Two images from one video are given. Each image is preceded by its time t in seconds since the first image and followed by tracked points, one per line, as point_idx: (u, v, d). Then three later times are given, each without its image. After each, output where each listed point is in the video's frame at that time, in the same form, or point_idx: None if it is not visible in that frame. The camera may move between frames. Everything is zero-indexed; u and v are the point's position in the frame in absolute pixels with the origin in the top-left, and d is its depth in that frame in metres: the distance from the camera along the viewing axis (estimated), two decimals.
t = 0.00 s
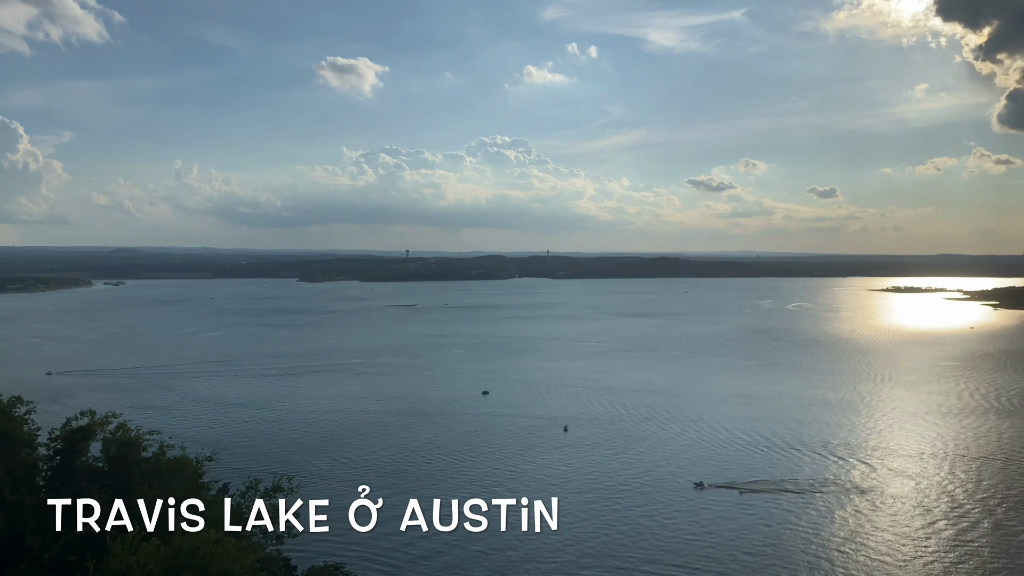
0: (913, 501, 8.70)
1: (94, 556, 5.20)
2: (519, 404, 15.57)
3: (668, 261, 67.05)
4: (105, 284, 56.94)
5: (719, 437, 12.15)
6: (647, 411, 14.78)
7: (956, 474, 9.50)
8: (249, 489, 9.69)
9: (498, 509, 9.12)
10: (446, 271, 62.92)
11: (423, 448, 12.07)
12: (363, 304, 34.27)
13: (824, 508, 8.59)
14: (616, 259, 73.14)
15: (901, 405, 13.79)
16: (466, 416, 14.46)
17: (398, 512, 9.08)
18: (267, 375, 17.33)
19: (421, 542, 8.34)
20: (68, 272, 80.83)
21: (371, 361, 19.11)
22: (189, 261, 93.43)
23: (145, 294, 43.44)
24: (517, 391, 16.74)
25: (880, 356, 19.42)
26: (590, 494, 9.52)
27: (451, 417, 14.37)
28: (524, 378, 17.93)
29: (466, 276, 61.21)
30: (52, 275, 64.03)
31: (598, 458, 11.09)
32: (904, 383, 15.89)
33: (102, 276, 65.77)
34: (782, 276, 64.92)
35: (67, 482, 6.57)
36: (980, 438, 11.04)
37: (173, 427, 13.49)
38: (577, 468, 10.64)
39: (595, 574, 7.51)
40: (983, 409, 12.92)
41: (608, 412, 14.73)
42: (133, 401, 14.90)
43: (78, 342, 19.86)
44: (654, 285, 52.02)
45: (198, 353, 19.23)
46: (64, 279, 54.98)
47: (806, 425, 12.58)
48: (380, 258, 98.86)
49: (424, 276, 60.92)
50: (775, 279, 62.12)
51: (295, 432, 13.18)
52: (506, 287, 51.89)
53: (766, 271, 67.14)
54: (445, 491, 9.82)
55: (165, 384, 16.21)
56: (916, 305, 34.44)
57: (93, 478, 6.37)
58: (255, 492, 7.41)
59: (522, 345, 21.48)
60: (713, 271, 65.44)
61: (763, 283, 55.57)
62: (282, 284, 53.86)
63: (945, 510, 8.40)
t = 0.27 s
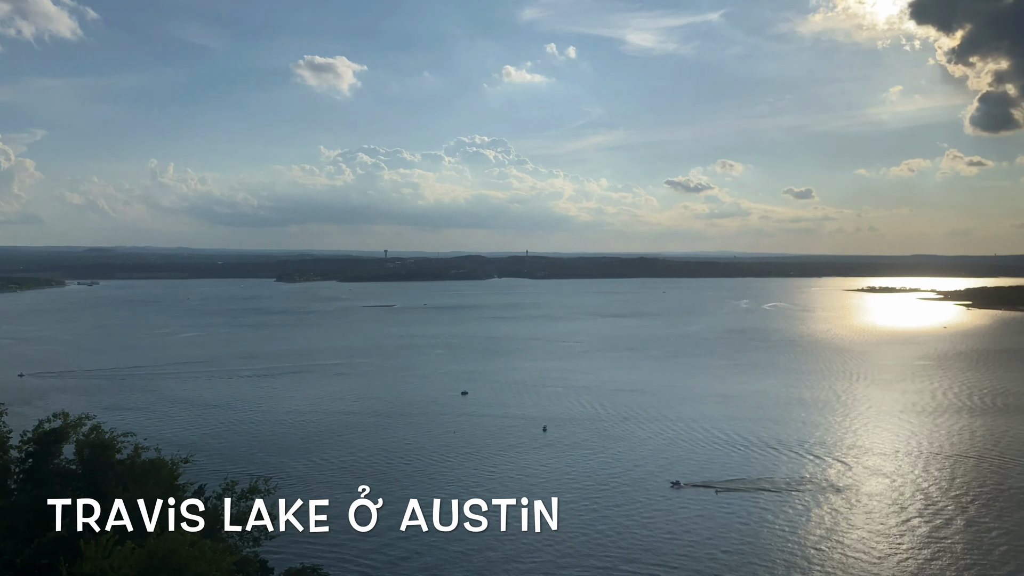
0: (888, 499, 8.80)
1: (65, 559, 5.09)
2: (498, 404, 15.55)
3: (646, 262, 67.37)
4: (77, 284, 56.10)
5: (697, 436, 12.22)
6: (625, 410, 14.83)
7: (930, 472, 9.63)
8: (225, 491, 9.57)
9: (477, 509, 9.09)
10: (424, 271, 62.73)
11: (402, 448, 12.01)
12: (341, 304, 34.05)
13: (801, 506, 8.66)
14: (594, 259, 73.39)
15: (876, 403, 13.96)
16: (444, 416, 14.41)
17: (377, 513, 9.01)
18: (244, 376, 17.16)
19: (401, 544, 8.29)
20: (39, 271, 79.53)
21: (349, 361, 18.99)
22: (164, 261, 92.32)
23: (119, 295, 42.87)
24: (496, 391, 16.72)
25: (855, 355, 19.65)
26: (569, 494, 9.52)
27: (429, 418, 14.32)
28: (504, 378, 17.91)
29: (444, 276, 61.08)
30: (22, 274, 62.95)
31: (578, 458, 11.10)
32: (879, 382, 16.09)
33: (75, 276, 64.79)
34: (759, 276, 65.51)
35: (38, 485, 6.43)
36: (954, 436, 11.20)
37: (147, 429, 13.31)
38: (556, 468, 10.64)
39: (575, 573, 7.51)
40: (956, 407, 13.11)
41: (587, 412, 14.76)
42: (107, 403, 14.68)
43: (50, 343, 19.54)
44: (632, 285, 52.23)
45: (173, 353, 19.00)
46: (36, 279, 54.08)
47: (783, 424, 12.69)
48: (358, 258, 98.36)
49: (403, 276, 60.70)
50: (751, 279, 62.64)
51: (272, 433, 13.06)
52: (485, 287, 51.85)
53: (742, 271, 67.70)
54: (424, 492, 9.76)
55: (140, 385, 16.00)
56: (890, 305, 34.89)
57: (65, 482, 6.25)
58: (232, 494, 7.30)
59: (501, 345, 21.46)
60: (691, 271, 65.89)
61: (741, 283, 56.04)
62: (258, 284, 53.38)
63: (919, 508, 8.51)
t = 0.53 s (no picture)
0: (859, 496, 8.92)
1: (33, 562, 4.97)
2: (474, 404, 15.51)
3: (621, 262, 67.70)
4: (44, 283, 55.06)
5: (672, 435, 12.28)
6: (601, 410, 14.88)
7: (900, 469, 9.78)
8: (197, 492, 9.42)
9: (453, 510, 9.04)
10: (399, 271, 62.47)
11: (377, 449, 11.93)
12: (315, 304, 33.77)
13: (774, 504, 8.74)
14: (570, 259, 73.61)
15: (847, 402, 14.16)
16: (419, 417, 14.35)
17: (355, 514, 8.95)
18: (217, 377, 16.96)
19: (378, 544, 8.23)
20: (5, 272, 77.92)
21: (323, 362, 18.84)
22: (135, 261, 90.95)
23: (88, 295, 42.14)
24: (471, 391, 16.68)
25: (826, 354, 19.92)
26: (546, 494, 9.50)
27: (404, 418, 14.25)
28: (479, 378, 17.89)
29: (420, 276, 60.87)
30: None
31: (554, 458, 11.10)
32: (849, 381, 16.32)
33: (42, 275, 63.60)
34: (732, 276, 66.15)
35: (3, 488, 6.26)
36: (922, 433, 11.40)
37: (118, 430, 13.10)
38: (531, 468, 10.64)
39: (553, 572, 7.51)
40: (925, 405, 13.34)
41: (562, 411, 14.79)
42: (76, 404, 14.42)
43: (18, 344, 19.16)
44: (607, 285, 52.42)
45: (144, 354, 18.72)
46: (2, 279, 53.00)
47: (757, 423, 12.80)
48: (332, 259, 97.67)
49: (378, 276, 60.39)
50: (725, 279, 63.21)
51: (246, 434, 12.92)
52: (461, 287, 51.75)
53: (716, 271, 68.30)
54: (400, 493, 9.70)
55: (110, 386, 15.75)
56: (861, 304, 35.36)
57: (33, 485, 6.10)
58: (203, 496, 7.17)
59: (476, 345, 21.44)
60: (665, 271, 66.35)
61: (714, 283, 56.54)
62: (231, 284, 52.76)
63: (890, 505, 8.63)
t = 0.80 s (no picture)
0: (836, 495, 9.00)
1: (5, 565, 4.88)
2: (453, 404, 15.48)
3: (600, 262, 67.91)
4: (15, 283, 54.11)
5: (651, 434, 12.34)
6: (581, 409, 14.91)
7: (876, 467, 9.90)
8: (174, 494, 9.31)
9: (433, 510, 9.01)
10: (378, 271, 62.17)
11: (356, 449, 11.87)
12: (294, 304, 33.53)
13: (752, 503, 8.80)
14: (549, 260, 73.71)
15: (823, 401, 14.31)
16: (398, 417, 14.30)
17: (333, 515, 8.89)
18: (194, 378, 16.78)
19: (358, 545, 8.18)
20: None
21: (301, 362, 18.69)
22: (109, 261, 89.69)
23: (62, 295, 41.49)
24: (451, 391, 16.65)
25: (803, 353, 20.11)
26: (525, 494, 9.50)
27: (383, 418, 14.19)
28: (459, 378, 17.84)
29: (399, 276, 60.64)
30: None
31: (534, 457, 11.11)
32: (826, 380, 16.49)
33: (13, 275, 62.52)
34: (710, 277, 66.60)
35: None
36: (897, 432, 11.55)
37: (92, 432, 12.91)
38: (511, 468, 10.63)
39: (533, 572, 7.50)
40: (899, 404, 13.52)
41: (542, 411, 14.80)
42: (49, 406, 14.19)
43: None
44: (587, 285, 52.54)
45: (119, 355, 18.47)
46: None
47: (735, 422, 12.90)
48: (311, 259, 96.98)
49: (357, 276, 60.06)
50: (703, 279, 63.63)
51: (223, 435, 12.79)
52: (441, 287, 51.61)
53: (694, 271, 68.72)
54: (379, 493, 9.65)
55: (84, 387, 15.52)
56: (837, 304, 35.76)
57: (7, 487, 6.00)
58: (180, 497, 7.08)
59: (456, 345, 21.41)
60: (644, 271, 66.65)
61: (692, 283, 56.87)
62: (207, 284, 52.17)
63: (866, 503, 8.73)
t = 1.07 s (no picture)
0: (814, 493, 9.09)
1: None
2: (434, 404, 15.43)
3: (580, 262, 68.05)
4: None
5: (631, 433, 12.38)
6: (561, 409, 14.92)
7: (853, 465, 10.00)
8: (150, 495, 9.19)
9: (414, 510, 8.97)
10: (358, 270, 61.83)
11: (335, 450, 11.78)
12: (272, 304, 33.25)
13: (731, 501, 8.86)
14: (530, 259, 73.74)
15: (801, 399, 14.44)
16: (378, 417, 14.22)
17: (312, 516, 8.81)
18: (171, 378, 16.57)
19: (338, 546, 8.12)
20: None
21: (280, 363, 18.53)
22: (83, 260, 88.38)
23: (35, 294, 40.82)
24: (431, 391, 16.58)
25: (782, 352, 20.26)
26: (506, 494, 9.49)
27: (363, 419, 14.11)
28: (440, 378, 17.78)
29: (379, 276, 60.34)
30: None
31: (514, 457, 11.10)
32: (804, 378, 16.64)
33: None
34: (689, 276, 67.01)
35: None
36: (874, 430, 11.68)
37: (66, 433, 12.70)
38: (491, 468, 10.61)
39: (515, 572, 7.48)
40: (876, 403, 13.67)
41: (523, 411, 14.78)
42: (22, 407, 13.95)
43: None
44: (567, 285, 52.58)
45: (94, 355, 18.19)
46: None
47: (715, 420, 12.98)
48: (289, 259, 96.24)
49: (336, 275, 59.69)
50: (682, 279, 63.96)
51: (201, 436, 12.65)
52: (421, 287, 51.40)
53: (674, 271, 69.07)
54: (359, 494, 9.59)
55: (58, 388, 15.27)
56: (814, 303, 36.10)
57: None
58: (157, 499, 6.97)
59: (437, 345, 21.33)
60: (624, 270, 66.91)
61: (672, 282, 57.17)
62: (184, 284, 51.54)
63: (844, 500, 8.82)
